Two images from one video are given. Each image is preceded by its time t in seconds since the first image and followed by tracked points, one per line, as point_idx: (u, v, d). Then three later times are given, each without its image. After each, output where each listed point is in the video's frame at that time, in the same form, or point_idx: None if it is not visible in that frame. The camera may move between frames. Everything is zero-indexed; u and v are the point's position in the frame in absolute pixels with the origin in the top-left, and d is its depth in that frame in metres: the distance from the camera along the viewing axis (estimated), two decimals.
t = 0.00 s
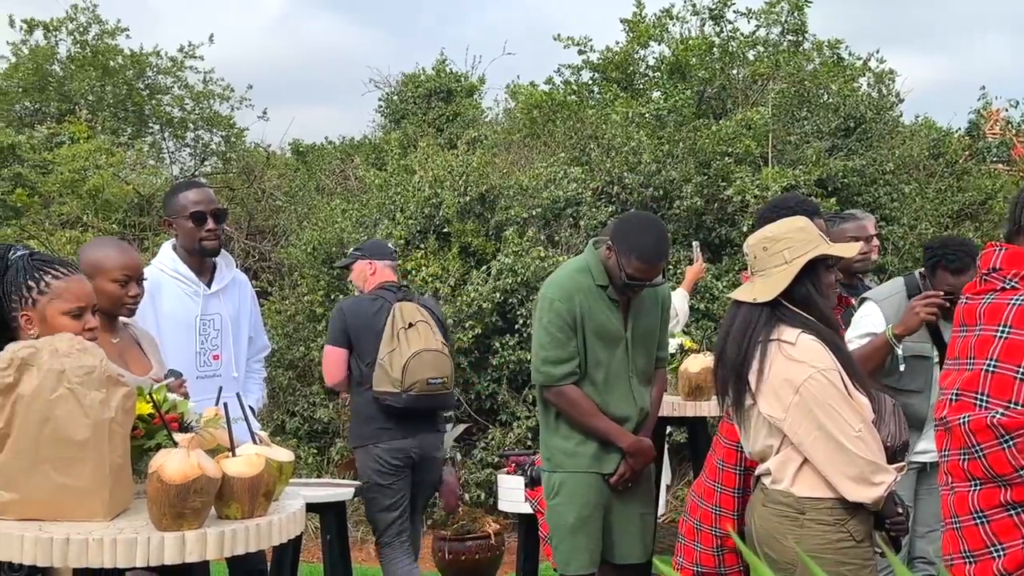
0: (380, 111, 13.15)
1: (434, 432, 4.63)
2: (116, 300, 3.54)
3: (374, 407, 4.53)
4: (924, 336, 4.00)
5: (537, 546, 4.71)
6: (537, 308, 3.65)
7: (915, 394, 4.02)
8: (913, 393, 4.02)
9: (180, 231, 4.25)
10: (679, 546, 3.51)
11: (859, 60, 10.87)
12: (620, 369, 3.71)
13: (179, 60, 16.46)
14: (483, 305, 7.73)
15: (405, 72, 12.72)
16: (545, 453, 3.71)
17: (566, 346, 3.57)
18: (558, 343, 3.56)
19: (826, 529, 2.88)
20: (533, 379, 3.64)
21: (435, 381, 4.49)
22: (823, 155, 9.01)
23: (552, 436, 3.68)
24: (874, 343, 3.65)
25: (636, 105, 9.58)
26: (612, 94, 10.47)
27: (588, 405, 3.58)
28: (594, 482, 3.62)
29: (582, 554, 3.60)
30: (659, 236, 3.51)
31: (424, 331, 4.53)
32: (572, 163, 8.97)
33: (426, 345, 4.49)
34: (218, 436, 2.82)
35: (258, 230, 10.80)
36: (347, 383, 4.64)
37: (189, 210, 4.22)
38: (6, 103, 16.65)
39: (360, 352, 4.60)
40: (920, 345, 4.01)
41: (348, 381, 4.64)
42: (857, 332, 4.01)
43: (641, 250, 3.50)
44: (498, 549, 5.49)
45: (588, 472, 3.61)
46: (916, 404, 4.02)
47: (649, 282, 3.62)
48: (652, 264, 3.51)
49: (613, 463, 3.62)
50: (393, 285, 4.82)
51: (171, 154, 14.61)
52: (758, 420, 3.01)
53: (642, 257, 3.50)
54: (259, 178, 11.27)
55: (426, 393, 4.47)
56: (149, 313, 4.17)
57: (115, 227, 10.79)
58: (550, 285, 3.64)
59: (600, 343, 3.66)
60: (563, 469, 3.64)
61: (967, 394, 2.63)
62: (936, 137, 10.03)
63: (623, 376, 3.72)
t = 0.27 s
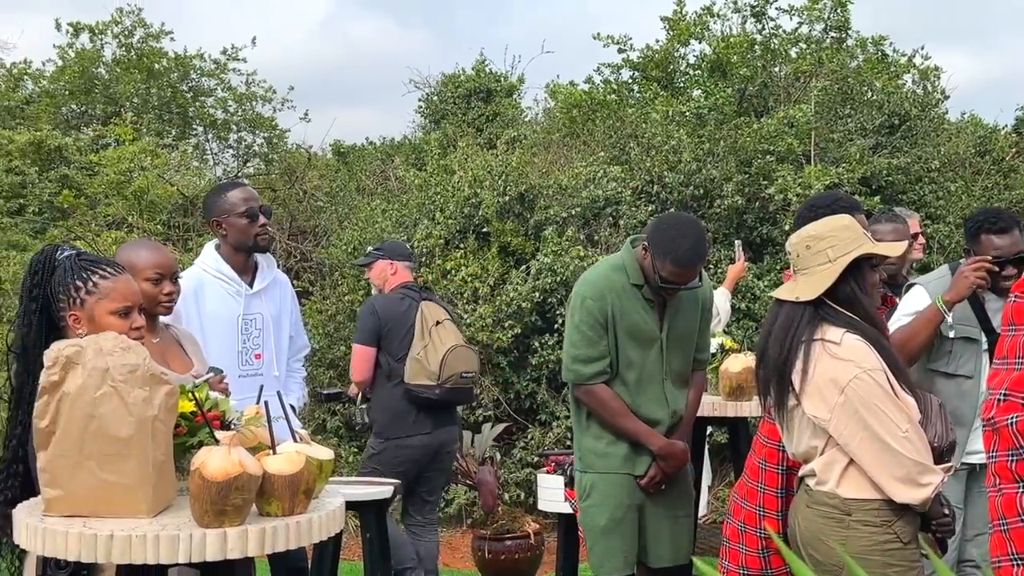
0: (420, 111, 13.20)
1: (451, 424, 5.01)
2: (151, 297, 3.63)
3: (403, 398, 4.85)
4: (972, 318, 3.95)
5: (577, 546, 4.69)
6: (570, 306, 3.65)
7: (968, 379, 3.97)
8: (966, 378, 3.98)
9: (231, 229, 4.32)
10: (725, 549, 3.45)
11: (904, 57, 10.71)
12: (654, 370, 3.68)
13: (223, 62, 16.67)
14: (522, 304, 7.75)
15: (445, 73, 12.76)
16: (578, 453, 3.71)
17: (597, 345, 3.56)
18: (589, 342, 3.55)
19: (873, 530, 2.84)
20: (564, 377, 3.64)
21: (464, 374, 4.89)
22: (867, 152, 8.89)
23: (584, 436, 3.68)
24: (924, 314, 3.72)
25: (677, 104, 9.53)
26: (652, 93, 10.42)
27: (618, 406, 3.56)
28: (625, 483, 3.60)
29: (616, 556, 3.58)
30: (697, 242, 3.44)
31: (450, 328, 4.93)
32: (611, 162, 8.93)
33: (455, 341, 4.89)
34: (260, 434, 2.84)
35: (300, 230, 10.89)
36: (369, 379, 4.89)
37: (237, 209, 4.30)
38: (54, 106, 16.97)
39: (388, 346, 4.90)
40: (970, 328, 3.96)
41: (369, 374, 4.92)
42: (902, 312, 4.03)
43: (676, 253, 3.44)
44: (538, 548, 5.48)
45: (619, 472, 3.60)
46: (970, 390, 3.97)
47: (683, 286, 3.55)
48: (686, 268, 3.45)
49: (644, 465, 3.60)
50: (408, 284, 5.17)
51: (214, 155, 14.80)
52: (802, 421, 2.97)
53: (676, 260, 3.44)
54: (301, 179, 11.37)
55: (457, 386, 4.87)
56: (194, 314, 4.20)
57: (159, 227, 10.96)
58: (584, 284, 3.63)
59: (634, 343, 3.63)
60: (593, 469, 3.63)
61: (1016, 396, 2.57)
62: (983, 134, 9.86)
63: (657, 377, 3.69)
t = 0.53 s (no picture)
0: (460, 111, 13.23)
1: (461, 425, 5.30)
2: (191, 296, 3.67)
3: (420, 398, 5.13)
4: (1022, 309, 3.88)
5: (617, 546, 4.68)
6: (603, 307, 3.64)
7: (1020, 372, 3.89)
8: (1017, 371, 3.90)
9: (274, 229, 4.36)
10: (761, 547, 3.41)
11: (950, 53, 10.54)
12: (688, 374, 3.65)
13: (265, 64, 16.84)
14: (561, 304, 7.75)
15: (485, 73, 12.77)
16: (612, 455, 3.71)
17: (629, 348, 3.55)
18: (621, 344, 3.54)
19: (920, 532, 2.79)
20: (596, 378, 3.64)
21: (481, 376, 5.20)
22: (912, 150, 8.76)
23: (617, 438, 3.67)
24: (977, 305, 3.63)
25: (717, 102, 9.46)
26: (693, 91, 10.36)
27: (650, 409, 3.55)
28: (659, 485, 3.58)
29: (654, 558, 3.56)
30: (731, 247, 3.38)
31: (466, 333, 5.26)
32: (651, 161, 8.89)
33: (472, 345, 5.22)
34: (301, 432, 2.87)
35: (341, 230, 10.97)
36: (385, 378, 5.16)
37: (278, 208, 4.35)
38: (100, 109, 17.26)
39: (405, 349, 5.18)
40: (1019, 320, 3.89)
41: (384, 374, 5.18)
42: (953, 303, 3.96)
43: (708, 258, 3.40)
44: (579, 548, 5.47)
45: (652, 475, 3.58)
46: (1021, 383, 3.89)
47: (716, 290, 3.51)
48: (718, 274, 3.40)
49: (677, 469, 3.58)
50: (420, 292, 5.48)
51: (257, 157, 14.96)
52: (846, 422, 2.93)
53: (707, 266, 3.40)
54: (341, 179, 11.45)
55: (476, 386, 5.17)
56: (236, 314, 4.24)
57: (203, 228, 11.11)
58: (617, 285, 3.62)
59: (667, 346, 3.60)
60: (627, 472, 3.62)
61: None
62: None
63: (691, 381, 3.66)
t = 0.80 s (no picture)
0: (499, 112, 13.23)
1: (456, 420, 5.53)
2: (234, 296, 3.71)
3: (428, 394, 5.32)
4: None
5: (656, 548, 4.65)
6: (641, 310, 3.60)
7: None
8: None
9: (313, 229, 4.39)
10: (804, 549, 3.38)
11: (997, 49, 10.34)
12: (727, 379, 3.61)
13: (305, 66, 16.99)
14: (600, 304, 7.73)
15: (523, 73, 12.77)
16: (648, 458, 3.68)
17: (667, 353, 3.51)
18: (658, 350, 3.50)
19: (965, 535, 2.74)
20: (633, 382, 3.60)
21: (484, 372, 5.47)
22: (957, 147, 8.61)
23: (654, 442, 3.65)
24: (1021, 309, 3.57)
25: (758, 100, 9.38)
26: (733, 90, 10.27)
27: (688, 414, 3.52)
28: (696, 490, 3.55)
29: (694, 562, 3.53)
30: (772, 255, 3.35)
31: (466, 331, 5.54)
32: (691, 161, 8.82)
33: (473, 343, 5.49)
34: (340, 431, 2.88)
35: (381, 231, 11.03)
36: (397, 378, 5.27)
37: (317, 209, 4.38)
38: (144, 111, 17.50)
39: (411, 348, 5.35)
40: None
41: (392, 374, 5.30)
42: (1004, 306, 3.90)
43: (749, 265, 3.36)
44: (618, 548, 5.44)
45: (688, 480, 3.55)
46: None
47: (756, 296, 3.48)
48: (758, 281, 3.37)
49: (714, 474, 3.55)
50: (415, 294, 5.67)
51: (298, 158, 15.10)
52: (889, 422, 2.88)
53: (748, 273, 3.37)
54: (381, 180, 11.52)
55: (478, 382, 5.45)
56: (276, 313, 4.28)
57: (245, 228, 11.24)
58: (656, 288, 3.58)
59: (707, 351, 3.57)
60: (663, 475, 3.60)
61: None
62: None
63: (731, 386, 3.63)
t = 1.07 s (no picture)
0: (537, 112, 13.23)
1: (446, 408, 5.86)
2: (278, 296, 3.75)
3: (449, 384, 5.60)
4: None
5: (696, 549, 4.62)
6: (685, 311, 3.57)
7: None
8: None
9: (351, 229, 4.42)
10: (848, 551, 3.34)
11: None
12: (772, 382, 3.58)
13: (345, 67, 17.11)
14: (639, 304, 7.70)
15: (561, 72, 12.75)
16: (689, 460, 3.66)
17: (712, 354, 3.48)
18: (703, 350, 3.47)
19: (1009, 539, 2.69)
20: (676, 383, 3.57)
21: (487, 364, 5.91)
22: (1004, 145, 8.46)
23: (695, 443, 3.63)
24: None
25: (799, 99, 9.29)
26: (774, 88, 10.18)
27: (731, 415, 3.49)
28: (738, 492, 3.52)
29: (736, 565, 3.50)
30: (823, 260, 3.33)
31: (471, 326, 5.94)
32: (730, 160, 8.76)
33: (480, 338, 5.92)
34: (380, 429, 2.87)
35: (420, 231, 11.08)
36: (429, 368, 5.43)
37: (356, 209, 4.41)
38: (187, 114, 17.71)
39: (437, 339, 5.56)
40: None
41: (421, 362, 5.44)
42: None
43: (799, 269, 3.33)
44: (658, 549, 5.42)
45: (731, 482, 3.52)
46: None
47: (804, 300, 3.46)
48: (808, 286, 3.34)
49: (756, 478, 3.52)
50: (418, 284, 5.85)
51: (337, 159, 15.21)
52: (931, 424, 2.84)
53: (798, 277, 3.34)
54: (420, 180, 11.58)
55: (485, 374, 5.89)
56: (315, 312, 4.33)
57: (286, 229, 11.35)
58: (700, 289, 3.55)
59: (752, 354, 3.54)
60: (705, 477, 3.57)
61: None
62: None
63: (775, 389, 3.60)
